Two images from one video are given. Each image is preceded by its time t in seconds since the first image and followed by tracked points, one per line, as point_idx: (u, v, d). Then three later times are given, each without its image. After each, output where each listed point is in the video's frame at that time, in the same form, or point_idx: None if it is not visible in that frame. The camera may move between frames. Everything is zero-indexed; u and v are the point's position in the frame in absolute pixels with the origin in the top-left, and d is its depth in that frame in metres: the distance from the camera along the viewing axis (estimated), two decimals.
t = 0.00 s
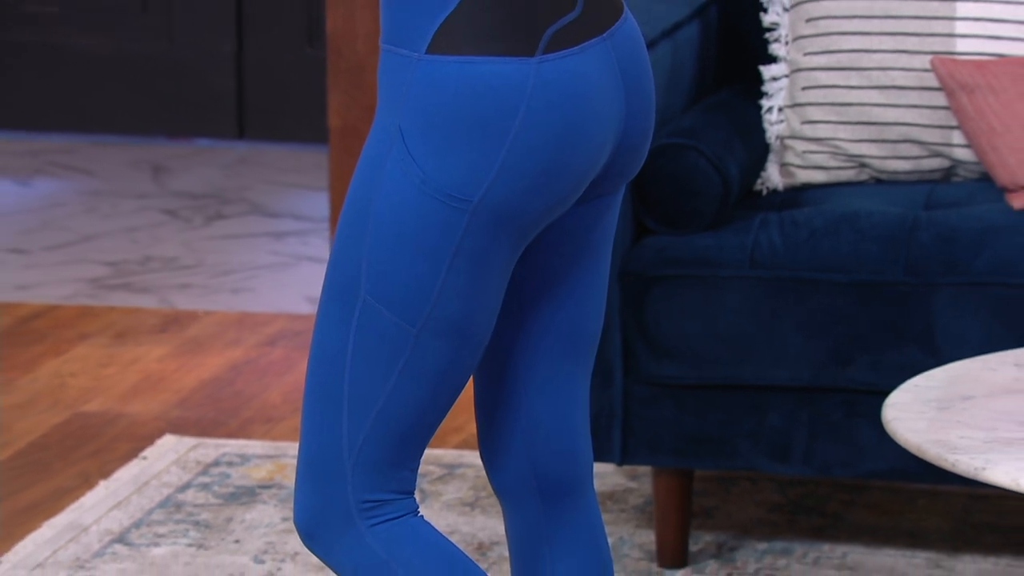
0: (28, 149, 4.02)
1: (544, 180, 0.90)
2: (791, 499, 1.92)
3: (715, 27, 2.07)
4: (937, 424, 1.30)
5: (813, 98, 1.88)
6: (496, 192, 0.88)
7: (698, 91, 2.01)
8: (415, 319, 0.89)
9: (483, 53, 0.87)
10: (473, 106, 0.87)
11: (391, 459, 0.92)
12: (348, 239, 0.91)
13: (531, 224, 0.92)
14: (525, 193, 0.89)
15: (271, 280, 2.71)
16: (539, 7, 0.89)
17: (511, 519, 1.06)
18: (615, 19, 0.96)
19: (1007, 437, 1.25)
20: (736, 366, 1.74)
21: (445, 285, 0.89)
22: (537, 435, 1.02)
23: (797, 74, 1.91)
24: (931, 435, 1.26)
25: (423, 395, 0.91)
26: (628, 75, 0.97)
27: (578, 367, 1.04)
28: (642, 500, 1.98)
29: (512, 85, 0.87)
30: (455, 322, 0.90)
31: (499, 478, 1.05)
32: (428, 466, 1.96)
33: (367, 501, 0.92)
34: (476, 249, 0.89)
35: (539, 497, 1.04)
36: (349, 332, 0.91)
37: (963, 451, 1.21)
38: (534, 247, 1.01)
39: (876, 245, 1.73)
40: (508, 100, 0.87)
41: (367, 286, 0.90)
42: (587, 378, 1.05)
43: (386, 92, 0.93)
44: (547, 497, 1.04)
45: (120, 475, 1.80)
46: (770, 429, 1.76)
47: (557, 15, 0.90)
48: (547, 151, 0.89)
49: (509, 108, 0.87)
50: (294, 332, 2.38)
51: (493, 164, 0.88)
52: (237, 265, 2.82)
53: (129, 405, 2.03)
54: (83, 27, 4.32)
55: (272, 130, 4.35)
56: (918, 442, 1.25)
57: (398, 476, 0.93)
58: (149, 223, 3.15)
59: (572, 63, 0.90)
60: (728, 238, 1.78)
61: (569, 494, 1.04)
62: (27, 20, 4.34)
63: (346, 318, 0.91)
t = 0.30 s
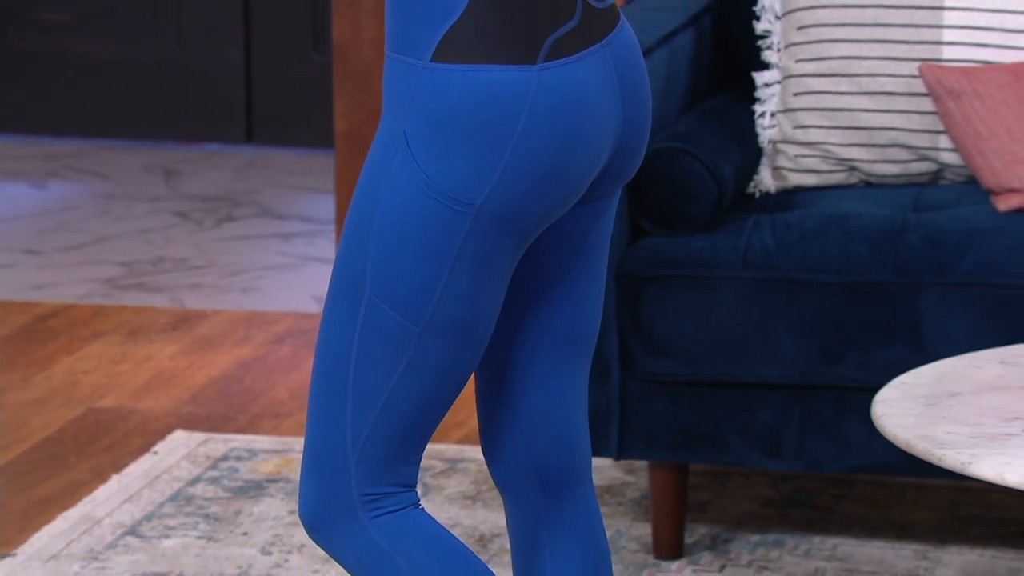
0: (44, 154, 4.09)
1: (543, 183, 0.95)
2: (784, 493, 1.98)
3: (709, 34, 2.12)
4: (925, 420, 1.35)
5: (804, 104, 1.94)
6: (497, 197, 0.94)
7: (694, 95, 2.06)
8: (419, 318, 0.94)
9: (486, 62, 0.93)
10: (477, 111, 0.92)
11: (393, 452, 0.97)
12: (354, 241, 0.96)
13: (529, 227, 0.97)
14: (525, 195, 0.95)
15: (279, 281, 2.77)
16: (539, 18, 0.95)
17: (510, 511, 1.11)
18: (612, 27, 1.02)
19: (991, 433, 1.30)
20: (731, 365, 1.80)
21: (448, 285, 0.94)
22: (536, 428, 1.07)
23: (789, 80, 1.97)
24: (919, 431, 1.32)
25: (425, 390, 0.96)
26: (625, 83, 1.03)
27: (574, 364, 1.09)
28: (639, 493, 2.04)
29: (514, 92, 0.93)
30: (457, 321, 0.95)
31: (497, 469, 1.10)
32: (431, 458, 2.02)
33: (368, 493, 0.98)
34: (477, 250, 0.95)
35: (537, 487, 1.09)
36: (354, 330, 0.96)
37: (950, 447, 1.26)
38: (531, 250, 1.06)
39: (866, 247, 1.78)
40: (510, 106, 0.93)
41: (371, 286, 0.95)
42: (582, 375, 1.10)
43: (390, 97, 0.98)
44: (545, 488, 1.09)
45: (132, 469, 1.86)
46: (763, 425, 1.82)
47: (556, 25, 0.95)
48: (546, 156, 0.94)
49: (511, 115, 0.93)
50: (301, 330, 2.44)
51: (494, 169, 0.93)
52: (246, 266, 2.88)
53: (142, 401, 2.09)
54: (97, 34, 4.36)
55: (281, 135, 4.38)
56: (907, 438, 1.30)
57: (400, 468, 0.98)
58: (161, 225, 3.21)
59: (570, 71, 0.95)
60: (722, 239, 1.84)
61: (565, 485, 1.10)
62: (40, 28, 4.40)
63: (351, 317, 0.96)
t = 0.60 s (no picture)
0: (49, 159, 4.11)
1: (541, 186, 0.97)
2: (781, 492, 2.00)
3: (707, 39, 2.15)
4: (920, 421, 1.37)
5: (801, 108, 1.96)
6: (496, 201, 0.96)
7: (692, 99, 2.09)
8: (419, 319, 0.96)
9: (486, 67, 0.95)
10: (477, 116, 0.94)
11: (393, 454, 0.99)
12: (354, 244, 0.98)
13: (528, 230, 0.99)
14: (524, 198, 0.97)
15: (281, 283, 2.79)
16: (537, 25, 0.97)
17: (508, 512, 1.13)
18: (606, 34, 1.04)
19: (986, 433, 1.32)
20: (727, 366, 1.82)
21: (448, 288, 0.96)
22: (533, 428, 1.09)
23: (786, 84, 1.99)
24: (915, 432, 1.34)
25: (425, 392, 0.98)
26: (620, 87, 1.05)
27: (571, 365, 1.11)
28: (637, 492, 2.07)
29: (513, 97, 0.95)
30: (456, 323, 0.97)
31: (495, 469, 1.12)
32: (432, 458, 2.04)
33: (368, 494, 1.00)
34: (477, 253, 0.97)
35: (535, 487, 1.11)
36: (355, 333, 0.98)
37: (945, 447, 1.28)
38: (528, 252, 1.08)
39: (863, 249, 1.80)
40: (509, 111, 0.95)
41: (372, 289, 0.97)
42: (579, 376, 1.13)
43: (389, 101, 1.00)
44: (543, 488, 1.11)
45: (136, 469, 1.88)
46: (761, 426, 1.84)
47: (553, 31, 0.98)
48: (545, 160, 0.96)
49: (510, 119, 0.95)
50: (304, 332, 2.46)
51: (493, 173, 0.95)
52: (249, 268, 2.90)
53: (145, 402, 2.11)
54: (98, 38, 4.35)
55: (285, 139, 4.36)
56: (902, 438, 1.32)
57: (400, 470, 1.01)
58: (165, 228, 3.23)
59: (568, 76, 0.97)
60: (720, 241, 1.86)
61: (563, 485, 1.12)
62: (43, 33, 4.38)
63: (352, 319, 0.98)
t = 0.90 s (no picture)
0: (51, 173, 4.11)
1: (536, 199, 0.98)
2: (781, 506, 2.00)
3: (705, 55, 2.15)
4: (920, 434, 1.37)
5: (801, 122, 1.96)
6: (492, 213, 0.96)
7: (691, 114, 2.09)
8: (415, 332, 0.97)
9: (480, 79, 0.95)
10: (472, 128, 0.95)
11: (389, 468, 1.00)
12: (350, 257, 0.99)
13: (523, 242, 0.99)
14: (520, 210, 0.97)
15: (282, 296, 2.80)
16: (531, 39, 0.98)
17: (504, 526, 1.13)
18: (599, 47, 1.04)
19: (986, 447, 1.32)
20: (726, 379, 1.82)
21: (444, 301, 0.97)
22: (529, 442, 1.09)
23: (786, 98, 1.99)
24: (914, 445, 1.34)
25: (421, 405, 0.98)
26: (615, 100, 1.06)
27: (568, 378, 1.11)
28: (637, 506, 2.07)
29: (509, 109, 0.95)
30: (452, 335, 0.98)
31: (492, 484, 1.12)
32: (431, 472, 2.04)
33: (367, 509, 1.00)
34: (472, 266, 0.97)
35: (533, 502, 1.11)
36: (350, 346, 0.98)
37: (945, 460, 1.29)
38: (524, 265, 1.08)
39: (862, 262, 1.80)
40: (505, 123, 0.95)
41: (367, 303, 0.97)
42: (575, 388, 1.13)
43: (383, 114, 1.00)
44: (540, 502, 1.11)
45: (135, 483, 1.87)
46: (761, 439, 1.84)
47: (546, 44, 0.98)
48: (540, 172, 0.97)
49: (506, 131, 0.95)
50: (304, 345, 2.46)
51: (489, 185, 0.95)
52: (249, 282, 2.90)
53: (146, 416, 2.11)
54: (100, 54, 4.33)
55: (287, 154, 4.34)
56: (902, 452, 1.32)
57: (396, 484, 1.01)
58: (165, 241, 3.23)
59: (563, 88, 0.98)
60: (720, 254, 1.86)
61: (561, 499, 1.12)
62: (43, 47, 4.36)
63: (348, 333, 0.98)
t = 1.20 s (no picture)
0: (51, 194, 4.11)
1: (537, 219, 0.98)
2: (781, 527, 2.00)
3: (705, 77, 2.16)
4: (919, 454, 1.37)
5: (801, 143, 1.96)
6: (491, 234, 0.96)
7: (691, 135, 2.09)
8: (415, 353, 0.97)
9: (480, 99, 0.95)
10: (472, 149, 0.95)
11: (389, 488, 1.00)
12: (351, 277, 0.99)
13: (524, 263, 0.99)
14: (520, 231, 0.97)
15: (282, 317, 2.80)
16: (531, 59, 0.98)
17: (506, 545, 1.13)
18: (601, 67, 1.04)
19: (987, 468, 1.32)
20: (726, 400, 1.82)
21: (443, 322, 0.97)
22: (531, 462, 1.09)
23: (786, 119, 1.99)
24: (914, 466, 1.34)
25: (421, 426, 0.99)
26: (619, 120, 1.06)
27: (570, 398, 1.11)
28: (638, 526, 2.07)
29: (509, 129, 0.95)
30: (452, 356, 0.98)
31: (494, 503, 1.12)
32: (431, 492, 2.04)
33: (367, 529, 1.00)
34: (472, 286, 0.97)
35: (535, 523, 1.11)
36: (350, 366, 0.98)
37: (945, 482, 1.28)
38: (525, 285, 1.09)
39: (862, 284, 1.80)
40: (504, 143, 0.95)
41: (367, 323, 0.97)
42: (578, 408, 1.13)
43: (384, 134, 1.00)
44: (542, 522, 1.11)
45: (135, 505, 1.87)
46: (761, 460, 1.84)
47: (546, 64, 0.98)
48: (541, 193, 0.97)
49: (505, 152, 0.95)
50: (304, 366, 2.46)
51: (488, 206, 0.96)
52: (249, 302, 2.91)
53: (146, 437, 2.11)
54: (100, 75, 4.32)
55: (287, 175, 4.31)
56: (902, 473, 1.33)
57: (396, 503, 1.01)
58: (166, 262, 3.24)
59: (563, 108, 0.98)
60: (721, 275, 1.86)
61: (563, 520, 1.11)
62: (45, 69, 4.35)
63: (348, 352, 0.99)
